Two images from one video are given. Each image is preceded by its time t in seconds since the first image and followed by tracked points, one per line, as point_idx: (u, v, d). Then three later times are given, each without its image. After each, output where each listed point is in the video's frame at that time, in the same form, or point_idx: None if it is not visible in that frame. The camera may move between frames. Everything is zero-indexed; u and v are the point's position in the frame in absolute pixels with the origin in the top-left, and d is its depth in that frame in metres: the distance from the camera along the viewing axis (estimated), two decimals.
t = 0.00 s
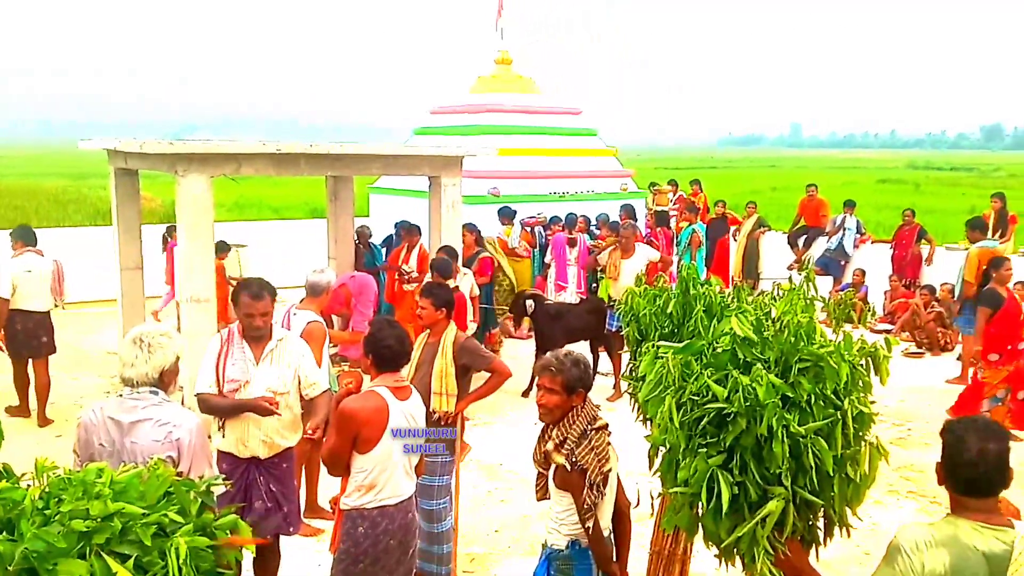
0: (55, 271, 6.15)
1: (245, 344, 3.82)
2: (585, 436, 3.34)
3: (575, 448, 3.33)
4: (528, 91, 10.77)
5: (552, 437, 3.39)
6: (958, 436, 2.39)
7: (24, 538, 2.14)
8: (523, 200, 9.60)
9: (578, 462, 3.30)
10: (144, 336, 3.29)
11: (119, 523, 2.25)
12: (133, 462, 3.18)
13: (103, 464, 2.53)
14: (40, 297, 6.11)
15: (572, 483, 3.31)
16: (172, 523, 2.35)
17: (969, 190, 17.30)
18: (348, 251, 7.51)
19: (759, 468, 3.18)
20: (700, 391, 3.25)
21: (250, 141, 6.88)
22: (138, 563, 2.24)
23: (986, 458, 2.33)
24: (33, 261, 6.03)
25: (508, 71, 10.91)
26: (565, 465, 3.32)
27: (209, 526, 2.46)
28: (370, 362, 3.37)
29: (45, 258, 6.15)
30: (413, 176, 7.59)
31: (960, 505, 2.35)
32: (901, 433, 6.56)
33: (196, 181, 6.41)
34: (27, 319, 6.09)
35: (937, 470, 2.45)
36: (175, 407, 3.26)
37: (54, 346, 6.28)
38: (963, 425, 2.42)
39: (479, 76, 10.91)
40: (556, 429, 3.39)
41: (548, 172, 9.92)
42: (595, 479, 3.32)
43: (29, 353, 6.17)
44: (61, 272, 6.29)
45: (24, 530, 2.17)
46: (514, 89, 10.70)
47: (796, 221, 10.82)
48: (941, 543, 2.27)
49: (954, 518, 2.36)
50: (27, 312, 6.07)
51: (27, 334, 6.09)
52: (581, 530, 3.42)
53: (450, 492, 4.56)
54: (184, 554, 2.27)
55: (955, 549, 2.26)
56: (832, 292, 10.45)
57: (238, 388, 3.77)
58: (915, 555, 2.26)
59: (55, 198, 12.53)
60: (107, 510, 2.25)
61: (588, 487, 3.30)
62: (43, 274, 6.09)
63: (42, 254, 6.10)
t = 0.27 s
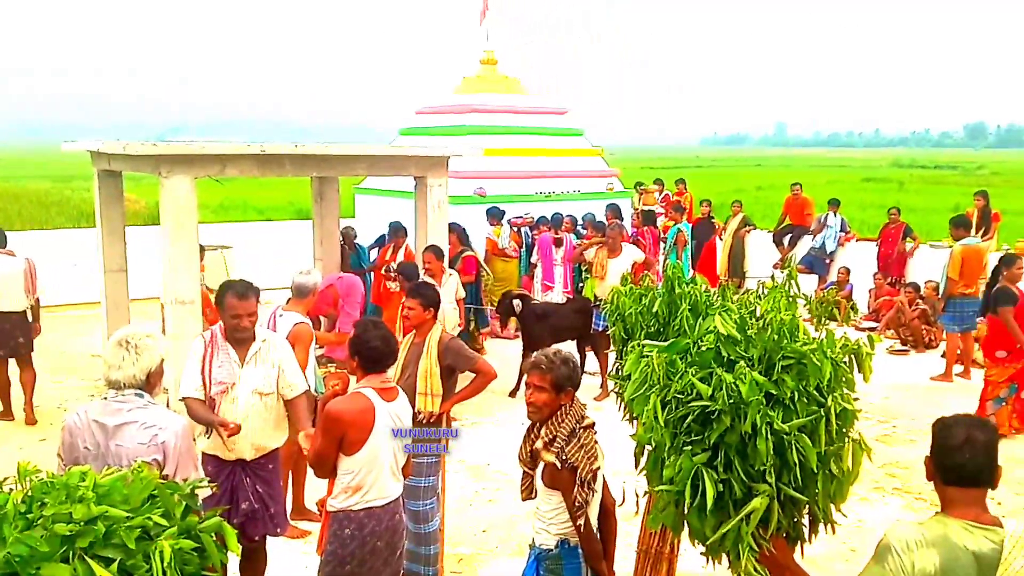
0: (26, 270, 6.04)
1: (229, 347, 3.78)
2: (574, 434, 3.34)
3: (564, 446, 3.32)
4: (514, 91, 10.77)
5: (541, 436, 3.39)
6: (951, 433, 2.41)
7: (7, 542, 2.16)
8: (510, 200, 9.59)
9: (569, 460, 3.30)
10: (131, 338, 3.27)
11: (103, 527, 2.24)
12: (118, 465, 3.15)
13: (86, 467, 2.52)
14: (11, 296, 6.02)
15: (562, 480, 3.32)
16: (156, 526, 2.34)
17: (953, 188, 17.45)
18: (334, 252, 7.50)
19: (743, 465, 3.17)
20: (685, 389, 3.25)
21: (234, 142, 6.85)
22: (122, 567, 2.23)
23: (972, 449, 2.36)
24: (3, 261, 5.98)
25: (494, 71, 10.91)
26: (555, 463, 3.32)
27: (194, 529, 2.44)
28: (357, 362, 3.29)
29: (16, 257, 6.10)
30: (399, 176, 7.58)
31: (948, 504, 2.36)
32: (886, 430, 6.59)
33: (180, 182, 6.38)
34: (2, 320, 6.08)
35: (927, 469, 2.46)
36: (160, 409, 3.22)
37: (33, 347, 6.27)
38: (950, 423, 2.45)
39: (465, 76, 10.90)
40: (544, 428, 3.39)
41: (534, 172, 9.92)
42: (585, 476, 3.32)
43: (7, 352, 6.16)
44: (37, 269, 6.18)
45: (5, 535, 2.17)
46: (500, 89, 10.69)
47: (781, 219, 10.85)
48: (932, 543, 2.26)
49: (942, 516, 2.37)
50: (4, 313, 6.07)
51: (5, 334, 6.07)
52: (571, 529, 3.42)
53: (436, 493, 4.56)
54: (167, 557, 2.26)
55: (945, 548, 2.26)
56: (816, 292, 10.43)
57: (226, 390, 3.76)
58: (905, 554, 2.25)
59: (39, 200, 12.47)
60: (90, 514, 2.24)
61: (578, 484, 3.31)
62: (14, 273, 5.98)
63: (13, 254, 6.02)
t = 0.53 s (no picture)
0: None
1: (211, 348, 3.74)
2: (560, 432, 3.33)
3: (551, 444, 3.32)
4: (499, 90, 10.76)
5: (528, 434, 3.38)
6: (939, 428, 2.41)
7: None
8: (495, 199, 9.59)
9: (555, 458, 3.29)
10: (114, 339, 3.23)
11: (85, 529, 2.22)
12: (102, 468, 3.12)
13: (69, 470, 2.50)
14: None
15: (549, 478, 3.32)
16: (139, 528, 2.32)
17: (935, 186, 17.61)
18: (319, 252, 7.46)
19: (728, 463, 3.17)
20: (669, 387, 3.26)
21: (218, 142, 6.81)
22: (104, 569, 2.22)
23: (957, 443, 2.36)
24: None
25: (478, 70, 10.89)
26: (541, 460, 3.32)
27: (178, 531, 2.43)
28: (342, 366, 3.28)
29: None
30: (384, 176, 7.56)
31: (935, 497, 2.36)
32: (870, 426, 6.62)
33: (163, 183, 6.34)
34: None
35: (914, 462, 2.46)
36: (145, 412, 3.19)
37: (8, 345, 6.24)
38: (938, 418, 2.45)
39: (450, 75, 10.88)
40: (531, 427, 3.39)
41: (519, 171, 9.92)
42: (571, 474, 3.32)
43: None
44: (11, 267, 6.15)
45: None
46: (484, 88, 10.69)
47: (766, 217, 10.89)
48: (916, 537, 2.27)
49: (927, 511, 2.38)
50: None
51: None
52: (557, 527, 3.42)
53: (422, 493, 4.54)
54: (150, 560, 2.25)
55: (930, 542, 2.27)
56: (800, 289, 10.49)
57: (208, 392, 3.73)
58: (890, 549, 2.26)
59: (20, 201, 12.37)
60: (72, 517, 2.23)
61: (565, 482, 3.31)
62: None
63: None
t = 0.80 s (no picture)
0: None
1: (188, 348, 3.68)
2: (540, 431, 3.34)
3: (531, 443, 3.32)
4: (480, 88, 10.76)
5: (507, 433, 3.38)
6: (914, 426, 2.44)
7: None
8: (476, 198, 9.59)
9: (535, 457, 3.29)
10: (92, 338, 3.20)
11: (61, 530, 2.21)
12: (80, 468, 3.09)
13: (44, 470, 2.48)
14: None
15: (529, 477, 3.31)
16: (116, 529, 2.31)
17: (913, 186, 17.81)
18: (299, 251, 7.42)
19: (706, 460, 3.19)
20: (648, 385, 3.25)
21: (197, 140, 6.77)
22: (80, 570, 2.20)
23: (930, 439, 2.39)
24: None
25: (459, 69, 10.89)
26: (521, 459, 3.32)
27: (155, 531, 2.42)
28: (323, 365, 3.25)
29: None
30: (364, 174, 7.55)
31: (913, 495, 2.37)
32: (849, 424, 6.67)
33: (141, 181, 6.30)
34: None
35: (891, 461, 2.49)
36: (124, 412, 3.16)
37: None
38: (914, 416, 2.48)
39: (431, 74, 10.87)
40: (511, 425, 3.39)
41: (501, 170, 9.93)
42: (551, 472, 3.32)
43: None
44: None
45: None
46: (466, 87, 10.68)
47: (746, 217, 10.93)
48: (893, 534, 2.29)
49: (903, 507, 2.39)
50: None
51: None
52: (538, 526, 3.42)
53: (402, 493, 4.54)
54: (127, 560, 2.24)
55: (907, 538, 2.28)
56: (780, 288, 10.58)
57: (184, 394, 3.65)
58: (868, 545, 2.29)
59: None
60: (48, 518, 2.21)
61: (545, 481, 3.30)
62: None
63: None
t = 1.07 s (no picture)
0: None
1: (161, 349, 3.62)
2: (517, 429, 3.33)
3: (507, 441, 3.32)
4: (457, 87, 10.76)
5: (483, 432, 3.38)
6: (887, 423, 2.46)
7: None
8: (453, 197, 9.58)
9: (512, 455, 3.29)
10: (65, 338, 3.16)
11: (31, 531, 2.19)
12: (53, 469, 3.05)
13: (14, 470, 2.45)
14: None
15: (506, 475, 3.31)
16: (87, 530, 2.29)
17: (887, 187, 18.05)
18: (274, 249, 7.38)
19: (681, 455, 3.20)
20: (624, 381, 3.25)
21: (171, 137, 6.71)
22: (51, 571, 2.18)
23: (902, 435, 2.41)
24: None
25: (436, 67, 10.86)
26: (498, 458, 3.32)
27: (127, 532, 2.40)
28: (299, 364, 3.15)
29: None
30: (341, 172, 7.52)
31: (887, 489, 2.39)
32: (823, 421, 6.72)
33: (114, 178, 6.23)
34: None
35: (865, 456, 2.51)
36: (98, 412, 3.12)
37: None
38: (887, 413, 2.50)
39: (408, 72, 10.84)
40: (487, 424, 3.38)
41: (478, 168, 9.93)
42: (528, 471, 3.32)
43: None
44: None
45: None
46: (443, 85, 10.67)
47: (722, 216, 10.99)
48: (867, 527, 2.31)
49: (877, 502, 2.41)
50: None
51: None
52: (514, 524, 3.42)
53: (378, 492, 4.51)
54: (99, 562, 2.23)
55: (880, 531, 2.29)
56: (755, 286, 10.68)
57: (158, 396, 3.59)
58: (841, 538, 2.31)
59: None
60: (17, 519, 2.18)
61: (522, 479, 3.30)
62: None
63: None
